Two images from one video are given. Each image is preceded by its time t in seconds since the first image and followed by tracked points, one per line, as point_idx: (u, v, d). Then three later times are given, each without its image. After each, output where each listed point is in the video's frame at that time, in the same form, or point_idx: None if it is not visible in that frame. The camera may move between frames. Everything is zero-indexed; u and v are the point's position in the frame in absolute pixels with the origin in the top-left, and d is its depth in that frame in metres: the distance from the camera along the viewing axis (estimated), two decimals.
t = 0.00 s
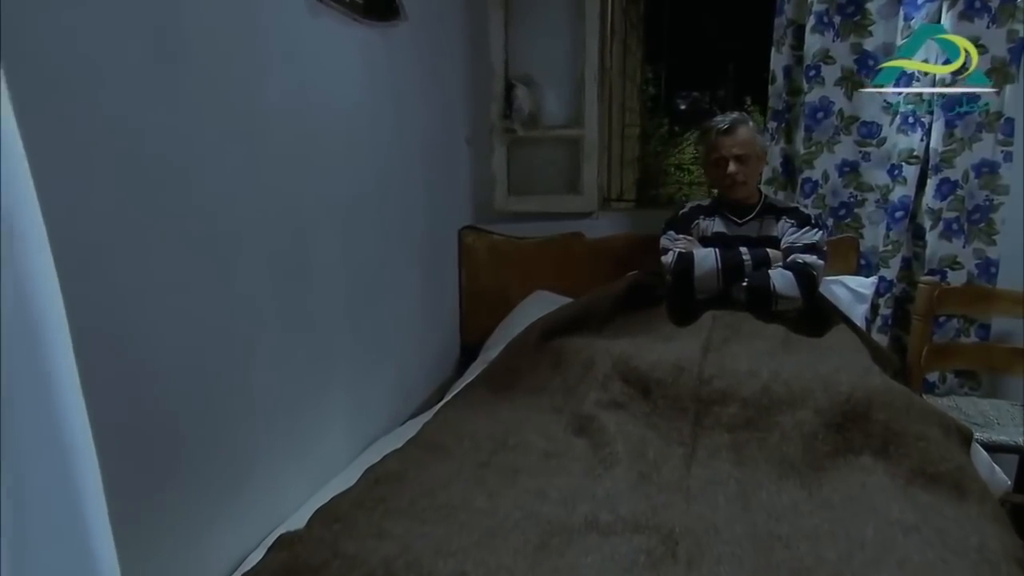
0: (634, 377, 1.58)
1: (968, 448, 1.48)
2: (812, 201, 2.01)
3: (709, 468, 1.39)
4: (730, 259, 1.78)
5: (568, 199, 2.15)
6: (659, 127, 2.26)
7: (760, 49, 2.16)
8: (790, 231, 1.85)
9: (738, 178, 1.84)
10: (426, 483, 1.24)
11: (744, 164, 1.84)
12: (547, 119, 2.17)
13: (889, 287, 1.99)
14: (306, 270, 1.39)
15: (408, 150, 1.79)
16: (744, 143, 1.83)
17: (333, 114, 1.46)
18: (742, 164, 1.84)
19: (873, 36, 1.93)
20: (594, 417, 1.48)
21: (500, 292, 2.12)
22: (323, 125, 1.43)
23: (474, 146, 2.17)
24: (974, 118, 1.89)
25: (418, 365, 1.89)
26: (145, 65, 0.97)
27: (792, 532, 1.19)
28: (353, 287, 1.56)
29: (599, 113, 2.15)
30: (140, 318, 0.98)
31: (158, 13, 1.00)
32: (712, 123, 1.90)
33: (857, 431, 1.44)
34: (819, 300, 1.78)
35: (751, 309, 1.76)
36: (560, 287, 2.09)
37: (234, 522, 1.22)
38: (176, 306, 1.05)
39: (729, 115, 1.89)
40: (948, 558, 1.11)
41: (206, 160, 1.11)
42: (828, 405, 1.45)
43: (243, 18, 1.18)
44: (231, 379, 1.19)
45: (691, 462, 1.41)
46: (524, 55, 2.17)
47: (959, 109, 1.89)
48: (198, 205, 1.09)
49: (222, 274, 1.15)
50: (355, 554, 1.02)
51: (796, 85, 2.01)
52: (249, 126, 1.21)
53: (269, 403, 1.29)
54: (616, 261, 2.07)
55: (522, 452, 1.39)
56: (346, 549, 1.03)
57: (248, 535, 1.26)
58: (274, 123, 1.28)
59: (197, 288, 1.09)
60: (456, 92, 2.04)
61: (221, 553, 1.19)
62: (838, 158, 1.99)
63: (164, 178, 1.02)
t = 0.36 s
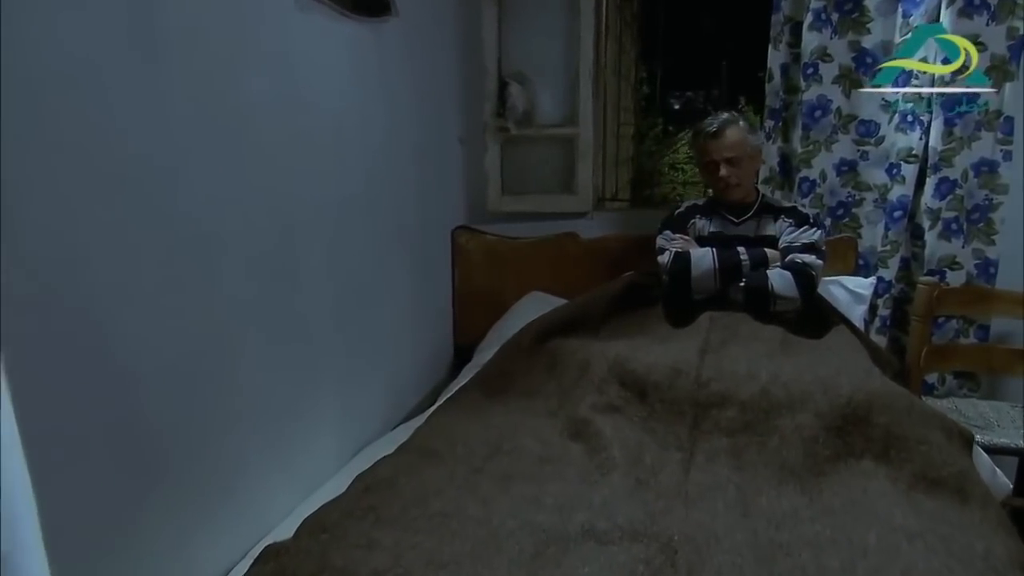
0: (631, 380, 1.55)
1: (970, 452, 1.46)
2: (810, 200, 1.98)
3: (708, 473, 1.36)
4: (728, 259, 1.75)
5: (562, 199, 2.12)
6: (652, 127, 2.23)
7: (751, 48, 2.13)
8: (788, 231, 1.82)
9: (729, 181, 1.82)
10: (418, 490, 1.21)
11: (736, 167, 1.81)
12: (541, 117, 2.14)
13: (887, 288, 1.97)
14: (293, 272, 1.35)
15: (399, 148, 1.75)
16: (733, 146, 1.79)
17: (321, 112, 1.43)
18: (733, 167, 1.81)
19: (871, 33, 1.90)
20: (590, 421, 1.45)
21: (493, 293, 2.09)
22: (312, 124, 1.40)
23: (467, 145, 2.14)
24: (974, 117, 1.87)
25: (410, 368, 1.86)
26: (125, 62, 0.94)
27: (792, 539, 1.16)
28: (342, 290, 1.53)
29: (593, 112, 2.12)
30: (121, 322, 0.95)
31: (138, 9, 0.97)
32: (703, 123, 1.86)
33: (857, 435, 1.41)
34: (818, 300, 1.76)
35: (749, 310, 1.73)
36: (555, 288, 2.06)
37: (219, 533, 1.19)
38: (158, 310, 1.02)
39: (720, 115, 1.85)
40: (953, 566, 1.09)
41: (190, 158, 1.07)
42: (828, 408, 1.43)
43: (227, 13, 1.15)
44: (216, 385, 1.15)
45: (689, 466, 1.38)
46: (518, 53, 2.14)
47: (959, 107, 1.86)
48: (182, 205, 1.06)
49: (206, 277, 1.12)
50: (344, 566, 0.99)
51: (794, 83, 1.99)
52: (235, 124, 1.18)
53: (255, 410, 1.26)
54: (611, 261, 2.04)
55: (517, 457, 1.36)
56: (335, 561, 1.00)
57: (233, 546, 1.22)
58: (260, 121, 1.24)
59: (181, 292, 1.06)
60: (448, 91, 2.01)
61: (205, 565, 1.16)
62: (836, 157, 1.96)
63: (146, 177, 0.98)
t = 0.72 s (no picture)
0: (627, 384, 1.52)
1: (972, 455, 1.44)
2: (807, 200, 1.96)
3: (706, 478, 1.34)
4: (725, 259, 1.72)
5: (556, 199, 2.09)
6: (646, 127, 2.21)
7: (749, 46, 2.11)
8: (786, 230, 1.79)
9: (719, 182, 1.80)
10: (410, 497, 1.18)
11: (728, 168, 1.79)
12: (535, 116, 2.11)
13: (886, 288, 1.95)
14: (281, 273, 1.32)
15: (390, 147, 1.72)
16: (724, 148, 1.76)
17: (310, 111, 1.40)
18: (725, 168, 1.79)
19: (869, 31, 1.87)
20: (585, 426, 1.42)
21: (486, 295, 2.06)
22: (299, 122, 1.36)
23: (460, 144, 2.11)
24: (973, 115, 1.85)
25: (402, 370, 1.82)
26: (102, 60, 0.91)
27: (794, 547, 1.14)
28: (331, 291, 1.49)
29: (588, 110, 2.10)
30: (93, 326, 0.91)
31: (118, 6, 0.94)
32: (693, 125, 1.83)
33: (858, 439, 1.40)
34: (817, 302, 1.73)
35: (747, 311, 1.70)
36: (549, 289, 2.03)
37: (204, 543, 1.15)
38: (138, 315, 0.99)
39: (710, 116, 1.82)
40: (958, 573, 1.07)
41: (171, 156, 1.04)
42: (828, 413, 1.42)
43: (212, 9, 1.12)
44: (200, 390, 1.12)
45: (687, 471, 1.36)
46: (511, 51, 2.11)
47: (957, 105, 1.85)
48: (163, 204, 1.02)
49: (190, 281, 1.09)
50: None
51: (791, 81, 1.96)
52: (219, 122, 1.14)
53: (241, 415, 1.23)
54: (606, 262, 2.01)
55: (511, 463, 1.33)
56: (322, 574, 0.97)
57: (219, 556, 1.19)
58: (246, 119, 1.21)
59: (163, 296, 1.03)
60: (440, 89, 1.98)
61: None
62: (834, 156, 1.93)
63: (123, 177, 0.95)
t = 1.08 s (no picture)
0: (622, 388, 1.49)
1: (973, 460, 1.41)
2: (803, 199, 1.93)
3: (702, 485, 1.31)
4: (721, 258, 1.69)
5: (548, 199, 2.05)
6: (638, 127, 2.17)
7: (739, 45, 2.07)
8: (782, 229, 1.76)
9: (713, 182, 1.77)
10: (400, 507, 1.15)
11: (723, 168, 1.76)
12: (528, 114, 2.07)
13: (884, 290, 1.92)
14: (265, 276, 1.28)
15: (379, 146, 1.68)
16: (718, 147, 1.73)
17: (295, 108, 1.35)
18: (719, 167, 1.76)
19: (866, 28, 1.84)
20: (580, 432, 1.39)
21: (477, 297, 2.02)
22: (283, 119, 1.32)
23: (451, 143, 2.07)
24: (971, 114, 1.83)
25: (391, 373, 1.79)
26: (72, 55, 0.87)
27: (794, 557, 1.12)
28: (317, 294, 1.45)
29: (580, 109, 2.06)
30: (62, 333, 0.87)
31: None
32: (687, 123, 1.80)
33: (857, 445, 1.38)
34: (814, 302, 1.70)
35: (743, 311, 1.67)
36: (541, 290, 2.00)
37: (185, 556, 1.11)
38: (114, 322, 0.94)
39: (703, 116, 1.79)
40: None
41: (148, 154, 0.99)
42: (827, 416, 1.39)
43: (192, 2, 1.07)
44: (179, 398, 1.07)
45: (683, 478, 1.33)
46: (502, 47, 2.07)
47: (955, 103, 1.82)
48: (139, 205, 0.98)
49: (170, 285, 1.04)
50: None
51: (787, 79, 1.92)
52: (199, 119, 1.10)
53: (224, 423, 1.18)
54: (600, 263, 1.98)
55: (503, 470, 1.30)
56: None
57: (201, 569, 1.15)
58: (228, 116, 1.17)
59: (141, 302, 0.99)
60: (430, 87, 1.94)
61: None
62: (830, 155, 1.90)
63: (95, 177, 0.90)
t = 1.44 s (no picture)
0: (613, 393, 1.45)
1: (972, 464, 1.39)
2: (797, 199, 1.90)
3: (697, 494, 1.28)
4: (714, 257, 1.66)
5: (538, 199, 2.01)
6: (629, 126, 2.15)
7: (730, 44, 2.05)
8: (775, 229, 1.73)
9: (705, 181, 1.74)
10: (384, 519, 1.12)
11: (715, 167, 1.73)
12: (517, 112, 2.03)
13: (878, 291, 1.89)
14: (246, 280, 1.23)
15: (363, 144, 1.64)
16: (710, 146, 1.70)
17: (277, 106, 1.31)
18: (712, 167, 1.73)
19: (860, 25, 1.82)
20: (571, 438, 1.36)
21: (465, 299, 1.98)
22: (264, 118, 1.28)
23: (439, 142, 2.03)
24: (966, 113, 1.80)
25: (378, 378, 1.75)
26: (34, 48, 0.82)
27: (791, 568, 1.10)
28: (301, 298, 1.41)
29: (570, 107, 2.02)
30: (25, 342, 0.82)
31: None
32: (678, 122, 1.76)
33: (854, 451, 1.35)
34: (809, 304, 1.67)
35: (737, 313, 1.64)
36: (531, 292, 1.96)
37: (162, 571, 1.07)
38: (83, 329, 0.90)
39: (695, 113, 1.75)
40: None
41: (121, 154, 0.95)
42: (823, 422, 1.36)
43: None
44: (155, 408, 1.03)
45: (677, 486, 1.30)
46: (490, 45, 2.03)
47: (950, 102, 1.78)
48: (109, 206, 0.93)
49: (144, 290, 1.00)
50: None
51: (780, 77, 1.90)
52: (175, 116, 1.05)
53: (203, 433, 1.14)
54: (591, 264, 1.94)
55: (492, 479, 1.27)
56: None
57: None
58: (207, 113, 1.12)
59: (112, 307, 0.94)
60: (417, 85, 1.90)
61: None
62: (824, 155, 1.88)
63: (60, 179, 0.86)
